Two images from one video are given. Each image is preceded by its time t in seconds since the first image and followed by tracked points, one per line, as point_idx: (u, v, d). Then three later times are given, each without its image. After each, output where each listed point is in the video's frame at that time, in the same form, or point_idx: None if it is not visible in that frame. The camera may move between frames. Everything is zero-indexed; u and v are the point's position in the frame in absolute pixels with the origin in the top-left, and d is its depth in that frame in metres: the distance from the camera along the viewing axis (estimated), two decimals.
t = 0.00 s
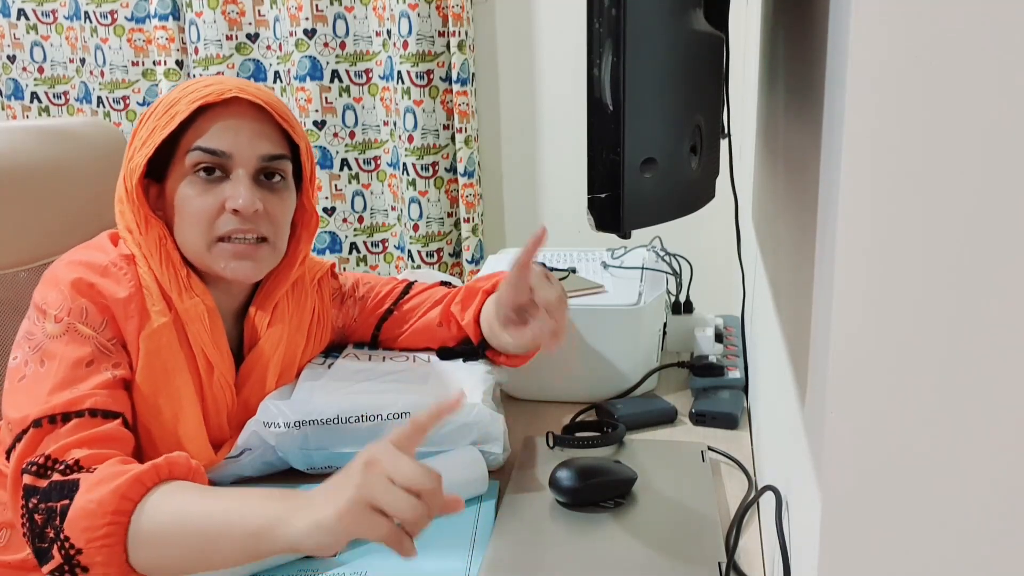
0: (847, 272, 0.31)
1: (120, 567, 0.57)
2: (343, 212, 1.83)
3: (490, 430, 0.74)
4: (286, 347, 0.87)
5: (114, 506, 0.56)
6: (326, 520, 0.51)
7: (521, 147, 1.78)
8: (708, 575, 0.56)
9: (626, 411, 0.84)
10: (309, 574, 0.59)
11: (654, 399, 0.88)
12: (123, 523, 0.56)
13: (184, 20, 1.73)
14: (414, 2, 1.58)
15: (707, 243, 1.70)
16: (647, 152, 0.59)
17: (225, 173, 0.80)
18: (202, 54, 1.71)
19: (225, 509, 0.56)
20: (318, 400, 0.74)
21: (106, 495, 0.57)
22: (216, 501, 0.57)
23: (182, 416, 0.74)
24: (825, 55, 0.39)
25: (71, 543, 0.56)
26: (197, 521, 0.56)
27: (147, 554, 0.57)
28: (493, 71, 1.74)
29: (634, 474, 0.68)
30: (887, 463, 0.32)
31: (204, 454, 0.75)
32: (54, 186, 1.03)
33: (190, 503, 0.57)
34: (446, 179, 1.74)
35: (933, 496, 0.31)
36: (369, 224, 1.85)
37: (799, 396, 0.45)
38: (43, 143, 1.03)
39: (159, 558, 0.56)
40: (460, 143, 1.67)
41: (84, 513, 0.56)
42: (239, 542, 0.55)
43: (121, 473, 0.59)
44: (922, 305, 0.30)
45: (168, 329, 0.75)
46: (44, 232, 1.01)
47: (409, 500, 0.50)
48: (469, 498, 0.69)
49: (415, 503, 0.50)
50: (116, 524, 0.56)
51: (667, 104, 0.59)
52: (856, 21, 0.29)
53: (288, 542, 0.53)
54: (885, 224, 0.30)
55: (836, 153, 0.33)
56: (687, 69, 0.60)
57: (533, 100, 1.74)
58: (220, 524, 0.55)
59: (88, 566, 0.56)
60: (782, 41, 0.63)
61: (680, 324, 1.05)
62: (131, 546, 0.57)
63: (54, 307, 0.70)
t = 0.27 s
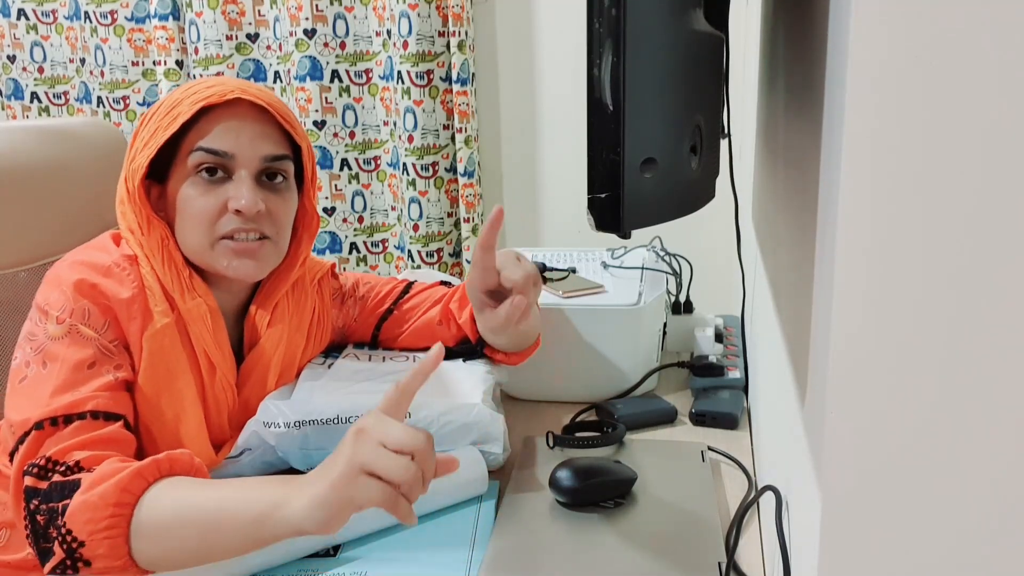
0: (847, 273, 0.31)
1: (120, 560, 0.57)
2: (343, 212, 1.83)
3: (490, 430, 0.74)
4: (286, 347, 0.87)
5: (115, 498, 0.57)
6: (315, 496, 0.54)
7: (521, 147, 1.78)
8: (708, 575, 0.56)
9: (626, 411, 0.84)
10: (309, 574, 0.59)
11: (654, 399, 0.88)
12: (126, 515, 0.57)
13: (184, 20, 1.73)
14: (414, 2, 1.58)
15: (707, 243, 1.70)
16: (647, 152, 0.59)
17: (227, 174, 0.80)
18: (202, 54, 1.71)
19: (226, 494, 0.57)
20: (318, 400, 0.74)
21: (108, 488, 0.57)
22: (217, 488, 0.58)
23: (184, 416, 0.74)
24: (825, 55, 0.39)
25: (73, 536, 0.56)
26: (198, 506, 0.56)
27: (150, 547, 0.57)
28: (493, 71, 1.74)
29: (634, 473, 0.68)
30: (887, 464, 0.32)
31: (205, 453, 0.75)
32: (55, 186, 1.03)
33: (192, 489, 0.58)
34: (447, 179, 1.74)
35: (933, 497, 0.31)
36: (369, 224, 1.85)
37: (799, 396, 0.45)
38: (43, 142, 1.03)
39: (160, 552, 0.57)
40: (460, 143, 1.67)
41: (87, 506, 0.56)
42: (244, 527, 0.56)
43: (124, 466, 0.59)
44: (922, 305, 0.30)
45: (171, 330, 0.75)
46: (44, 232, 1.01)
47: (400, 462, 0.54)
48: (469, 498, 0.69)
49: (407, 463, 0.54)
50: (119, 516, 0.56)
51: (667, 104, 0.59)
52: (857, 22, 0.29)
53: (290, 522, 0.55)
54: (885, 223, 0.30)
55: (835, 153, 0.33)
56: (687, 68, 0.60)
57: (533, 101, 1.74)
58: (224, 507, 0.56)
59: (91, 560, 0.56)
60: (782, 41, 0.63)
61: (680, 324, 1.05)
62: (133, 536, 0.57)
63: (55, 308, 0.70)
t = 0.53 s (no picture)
0: (847, 272, 0.31)
1: (128, 552, 0.56)
2: (343, 212, 1.83)
3: (490, 430, 0.74)
4: (286, 347, 0.87)
5: (129, 489, 0.57)
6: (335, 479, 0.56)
7: (521, 147, 1.78)
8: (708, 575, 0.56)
9: (626, 411, 0.84)
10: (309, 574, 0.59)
11: (654, 399, 0.88)
12: (139, 506, 0.57)
13: (184, 20, 1.73)
14: (414, 2, 1.58)
15: (707, 243, 1.70)
16: (647, 152, 0.59)
17: (228, 175, 0.80)
18: (202, 54, 1.71)
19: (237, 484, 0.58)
20: (318, 400, 0.74)
21: (123, 479, 0.57)
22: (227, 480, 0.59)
23: (184, 417, 0.74)
24: (825, 55, 0.39)
25: (84, 526, 0.56)
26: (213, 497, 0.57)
27: (163, 539, 0.56)
28: (493, 71, 1.74)
29: (634, 473, 0.68)
30: (887, 462, 0.32)
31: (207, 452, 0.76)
32: (54, 185, 1.03)
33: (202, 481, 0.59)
34: (447, 179, 1.74)
35: (933, 497, 0.31)
36: (369, 224, 1.85)
37: (799, 396, 0.45)
38: (43, 142, 1.03)
39: (170, 546, 0.56)
40: (460, 143, 1.67)
41: (99, 496, 0.56)
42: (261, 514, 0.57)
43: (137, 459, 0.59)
44: (922, 305, 0.30)
45: (171, 330, 0.75)
46: (43, 232, 1.01)
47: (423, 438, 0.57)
48: (469, 498, 0.69)
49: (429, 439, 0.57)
50: (132, 506, 0.56)
51: (667, 104, 0.59)
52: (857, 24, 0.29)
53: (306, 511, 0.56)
54: (884, 223, 0.30)
55: (835, 153, 0.33)
56: (687, 68, 0.60)
57: (533, 100, 1.74)
58: (239, 496, 0.57)
59: (100, 549, 0.56)
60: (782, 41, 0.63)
61: (680, 324, 1.05)
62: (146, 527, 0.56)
63: (57, 307, 0.70)
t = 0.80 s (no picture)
0: (847, 271, 0.31)
1: (134, 548, 0.56)
2: (343, 212, 1.83)
3: (489, 430, 0.75)
4: (288, 347, 0.87)
5: (139, 485, 0.58)
6: (355, 475, 0.58)
7: (521, 147, 1.78)
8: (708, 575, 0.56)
9: (626, 411, 0.84)
10: (309, 574, 0.59)
11: (654, 399, 0.88)
12: (148, 502, 0.57)
13: (184, 20, 1.73)
14: (414, 2, 1.58)
15: (708, 243, 1.70)
16: (648, 152, 0.59)
17: (229, 179, 0.80)
18: (202, 54, 1.71)
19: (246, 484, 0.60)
20: (317, 400, 0.74)
21: (133, 475, 0.58)
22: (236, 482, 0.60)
23: (185, 418, 0.74)
24: (825, 55, 0.39)
25: (92, 521, 0.56)
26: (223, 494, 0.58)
27: (171, 535, 0.57)
28: (493, 71, 1.74)
29: (634, 474, 0.68)
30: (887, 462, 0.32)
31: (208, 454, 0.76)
32: (55, 186, 1.03)
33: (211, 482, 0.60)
34: (447, 179, 1.74)
35: (933, 497, 0.31)
36: (369, 224, 1.85)
37: (799, 396, 0.45)
38: (43, 143, 1.03)
39: (176, 544, 0.57)
40: (460, 143, 1.67)
41: (108, 491, 0.57)
42: (270, 510, 0.58)
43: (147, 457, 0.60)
44: (921, 304, 0.30)
45: (172, 331, 0.75)
46: (44, 232, 1.01)
47: (445, 449, 0.59)
48: (469, 498, 0.69)
49: (450, 449, 0.59)
50: (141, 502, 0.57)
51: (667, 104, 0.59)
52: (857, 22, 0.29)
53: (320, 511, 0.57)
54: (883, 223, 0.30)
55: (835, 153, 0.33)
56: (687, 68, 0.60)
57: (533, 100, 1.74)
58: (249, 493, 0.58)
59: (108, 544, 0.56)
60: (782, 41, 0.63)
61: (680, 324, 1.05)
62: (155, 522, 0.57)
63: (58, 306, 0.70)
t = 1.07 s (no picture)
0: (847, 272, 0.31)
1: (128, 549, 0.57)
2: (343, 212, 1.83)
3: (490, 430, 0.74)
4: (287, 347, 0.87)
5: (130, 486, 0.58)
6: (336, 464, 0.58)
7: (521, 146, 1.78)
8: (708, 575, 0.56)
9: (626, 411, 0.84)
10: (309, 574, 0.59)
11: (654, 399, 0.88)
12: (139, 502, 0.57)
13: (184, 20, 1.72)
14: (414, 2, 1.58)
15: (708, 242, 1.70)
16: (648, 152, 0.59)
17: (224, 176, 0.80)
18: (202, 54, 1.71)
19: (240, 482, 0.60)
20: (317, 400, 0.74)
21: (124, 476, 0.58)
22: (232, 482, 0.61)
23: (185, 418, 0.74)
24: (825, 55, 0.39)
25: (84, 523, 0.56)
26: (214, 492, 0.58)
27: (162, 535, 0.57)
28: (493, 71, 1.74)
29: (634, 474, 0.68)
30: (887, 462, 0.32)
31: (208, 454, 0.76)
32: (55, 186, 1.03)
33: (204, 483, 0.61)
34: (447, 179, 1.74)
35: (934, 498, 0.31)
36: (369, 224, 1.85)
37: (799, 397, 0.45)
38: (43, 143, 1.03)
39: (169, 544, 0.57)
40: (460, 143, 1.67)
41: (99, 493, 0.57)
42: (258, 505, 0.58)
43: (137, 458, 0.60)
44: (923, 304, 0.30)
45: (172, 331, 0.75)
46: (44, 232, 1.01)
47: (420, 428, 0.59)
48: (469, 498, 0.69)
49: (425, 429, 0.59)
50: (132, 503, 0.57)
51: (667, 104, 0.59)
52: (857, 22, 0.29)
53: (306, 503, 0.58)
54: (884, 223, 0.30)
55: (835, 153, 0.33)
56: (687, 68, 0.60)
57: (533, 100, 1.74)
58: (235, 490, 0.58)
59: (100, 547, 0.56)
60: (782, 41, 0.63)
61: (680, 324, 1.05)
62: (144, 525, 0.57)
63: (57, 308, 0.70)
